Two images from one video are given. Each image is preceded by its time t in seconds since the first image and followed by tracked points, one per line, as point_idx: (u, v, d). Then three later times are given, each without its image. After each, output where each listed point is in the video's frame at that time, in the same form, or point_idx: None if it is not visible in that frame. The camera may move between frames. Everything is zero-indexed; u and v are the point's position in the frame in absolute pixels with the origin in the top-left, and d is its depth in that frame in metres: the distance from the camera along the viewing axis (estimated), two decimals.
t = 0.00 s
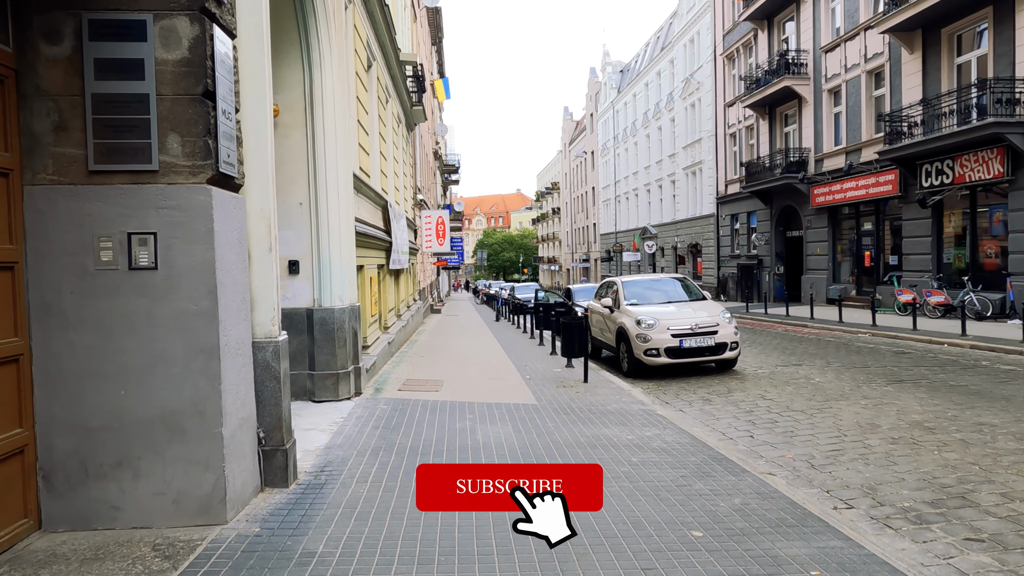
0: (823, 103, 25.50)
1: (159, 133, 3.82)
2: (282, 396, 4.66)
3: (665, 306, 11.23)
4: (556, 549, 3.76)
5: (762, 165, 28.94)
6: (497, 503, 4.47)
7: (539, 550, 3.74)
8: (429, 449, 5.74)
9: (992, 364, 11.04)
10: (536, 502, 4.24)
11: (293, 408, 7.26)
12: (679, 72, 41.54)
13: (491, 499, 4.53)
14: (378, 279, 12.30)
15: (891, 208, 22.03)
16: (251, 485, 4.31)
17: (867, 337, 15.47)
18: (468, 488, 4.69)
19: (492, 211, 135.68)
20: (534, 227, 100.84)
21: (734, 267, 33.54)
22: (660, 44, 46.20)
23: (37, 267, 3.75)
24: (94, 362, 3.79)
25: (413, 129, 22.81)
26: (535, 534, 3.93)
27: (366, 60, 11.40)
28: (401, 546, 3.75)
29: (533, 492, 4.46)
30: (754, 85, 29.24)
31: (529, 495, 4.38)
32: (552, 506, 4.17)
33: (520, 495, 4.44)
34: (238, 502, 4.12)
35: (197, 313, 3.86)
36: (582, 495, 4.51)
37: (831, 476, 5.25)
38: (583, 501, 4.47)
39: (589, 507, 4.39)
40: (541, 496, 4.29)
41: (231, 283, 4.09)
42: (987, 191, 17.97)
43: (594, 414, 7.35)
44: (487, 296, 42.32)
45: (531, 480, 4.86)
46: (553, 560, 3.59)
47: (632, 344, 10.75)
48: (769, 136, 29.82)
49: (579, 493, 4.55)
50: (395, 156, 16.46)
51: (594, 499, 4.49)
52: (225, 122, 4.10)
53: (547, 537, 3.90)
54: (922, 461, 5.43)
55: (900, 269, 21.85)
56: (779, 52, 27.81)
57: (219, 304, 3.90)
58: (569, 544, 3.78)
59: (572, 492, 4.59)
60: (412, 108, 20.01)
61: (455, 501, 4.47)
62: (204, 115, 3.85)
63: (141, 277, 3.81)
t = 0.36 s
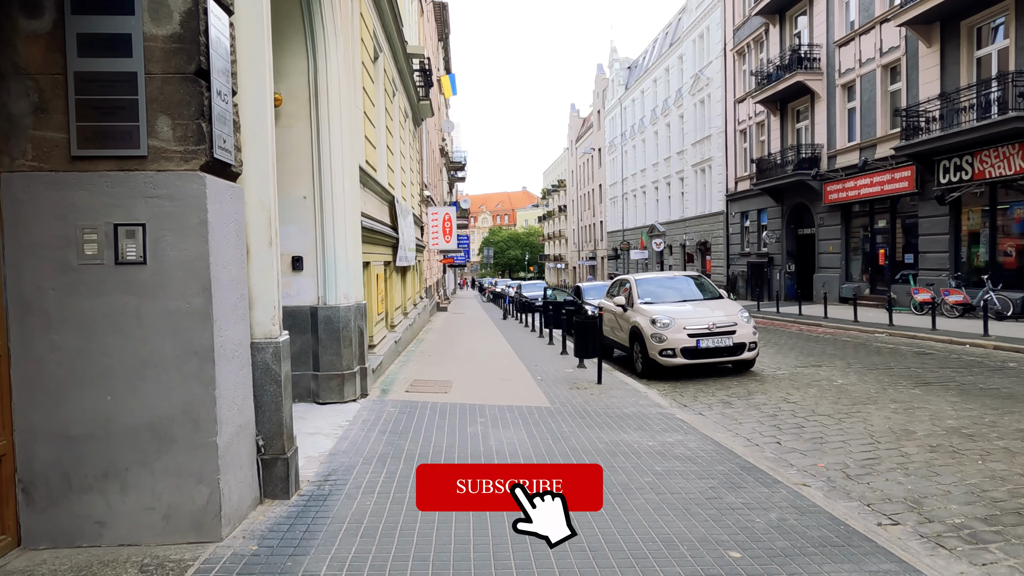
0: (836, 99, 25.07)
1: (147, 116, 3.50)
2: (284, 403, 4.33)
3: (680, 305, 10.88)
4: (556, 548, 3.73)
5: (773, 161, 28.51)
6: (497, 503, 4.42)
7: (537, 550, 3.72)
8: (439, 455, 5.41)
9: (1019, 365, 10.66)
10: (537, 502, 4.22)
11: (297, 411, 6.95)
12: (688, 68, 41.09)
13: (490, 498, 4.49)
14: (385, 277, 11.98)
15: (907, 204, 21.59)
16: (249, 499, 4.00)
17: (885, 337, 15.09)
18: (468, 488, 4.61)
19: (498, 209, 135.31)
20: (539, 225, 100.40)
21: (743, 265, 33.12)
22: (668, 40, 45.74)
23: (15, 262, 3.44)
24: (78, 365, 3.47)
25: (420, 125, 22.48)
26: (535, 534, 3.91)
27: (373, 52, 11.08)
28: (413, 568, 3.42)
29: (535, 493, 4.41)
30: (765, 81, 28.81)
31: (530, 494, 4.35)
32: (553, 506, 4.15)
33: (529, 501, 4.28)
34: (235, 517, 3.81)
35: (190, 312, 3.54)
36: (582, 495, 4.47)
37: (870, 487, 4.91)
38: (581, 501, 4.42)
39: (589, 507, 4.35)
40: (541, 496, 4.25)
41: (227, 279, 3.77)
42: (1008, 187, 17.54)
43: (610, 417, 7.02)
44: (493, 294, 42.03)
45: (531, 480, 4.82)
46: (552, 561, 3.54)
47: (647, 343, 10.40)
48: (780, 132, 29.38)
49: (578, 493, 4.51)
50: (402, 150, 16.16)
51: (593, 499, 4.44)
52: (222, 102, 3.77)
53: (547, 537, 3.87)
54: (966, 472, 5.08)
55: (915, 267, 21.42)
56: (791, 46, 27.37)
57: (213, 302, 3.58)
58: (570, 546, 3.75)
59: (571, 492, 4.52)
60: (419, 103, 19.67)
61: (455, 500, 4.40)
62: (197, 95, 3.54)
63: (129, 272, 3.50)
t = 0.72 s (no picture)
0: (851, 93, 24.60)
1: (137, 95, 3.19)
2: (289, 411, 4.01)
3: (698, 303, 10.51)
4: (557, 548, 3.69)
5: (786, 157, 28.05)
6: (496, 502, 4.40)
7: (536, 549, 3.68)
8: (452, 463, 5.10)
9: None
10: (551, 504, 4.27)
11: (303, 414, 6.64)
12: (699, 63, 40.60)
13: (486, 497, 4.47)
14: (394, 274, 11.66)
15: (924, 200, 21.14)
16: (250, 513, 3.69)
17: (905, 336, 14.69)
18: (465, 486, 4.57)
19: (505, 206, 134.88)
20: (546, 223, 99.94)
21: (755, 263, 32.69)
22: (678, 35, 45.23)
23: None
24: (62, 370, 3.15)
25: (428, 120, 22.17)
26: (535, 534, 3.87)
27: (381, 42, 10.76)
28: None
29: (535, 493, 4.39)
30: (778, 75, 28.33)
31: (530, 495, 4.35)
32: (553, 506, 4.14)
33: (530, 501, 4.26)
34: (236, 533, 3.50)
35: (185, 312, 3.22)
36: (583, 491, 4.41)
37: (918, 500, 4.55)
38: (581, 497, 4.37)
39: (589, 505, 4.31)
40: (542, 496, 4.25)
41: (226, 275, 3.45)
42: None
43: (632, 421, 6.69)
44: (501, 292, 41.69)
45: (530, 478, 4.77)
46: (553, 559, 3.54)
47: (664, 343, 10.04)
48: (793, 128, 28.91)
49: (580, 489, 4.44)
50: (410, 145, 15.82)
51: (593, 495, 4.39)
52: (220, 82, 3.45)
53: (547, 537, 3.83)
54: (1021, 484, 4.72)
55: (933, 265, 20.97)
56: (805, 40, 26.89)
57: (210, 300, 3.25)
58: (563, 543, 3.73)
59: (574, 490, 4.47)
60: (427, 97, 19.33)
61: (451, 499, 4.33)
62: (192, 73, 3.22)
63: (117, 268, 3.18)
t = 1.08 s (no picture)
0: (859, 87, 24.22)
1: (103, 67, 2.86)
2: (276, 419, 3.68)
3: (707, 300, 10.18)
4: (557, 549, 3.58)
5: (791, 153, 27.69)
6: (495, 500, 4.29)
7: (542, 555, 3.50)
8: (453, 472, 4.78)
9: None
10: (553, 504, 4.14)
11: (297, 417, 6.32)
12: (702, 59, 40.18)
13: (486, 498, 4.31)
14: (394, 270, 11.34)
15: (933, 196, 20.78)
16: (231, 532, 3.35)
17: (917, 334, 14.34)
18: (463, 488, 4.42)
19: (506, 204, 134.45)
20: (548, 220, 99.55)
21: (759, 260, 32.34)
22: (681, 30, 44.81)
23: None
24: (19, 373, 2.82)
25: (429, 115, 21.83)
26: (535, 534, 3.75)
27: (380, 31, 10.44)
28: None
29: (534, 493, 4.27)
30: (783, 69, 27.95)
31: (529, 494, 4.23)
32: (553, 506, 4.02)
33: (530, 501, 4.14)
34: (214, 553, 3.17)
35: (157, 309, 2.89)
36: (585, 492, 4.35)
37: (956, 512, 4.22)
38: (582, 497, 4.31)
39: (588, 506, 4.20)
40: (542, 496, 4.12)
41: (204, 269, 3.12)
42: None
43: (643, 425, 6.35)
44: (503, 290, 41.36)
45: (531, 480, 4.64)
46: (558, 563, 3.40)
47: (673, 342, 9.71)
48: (799, 122, 28.54)
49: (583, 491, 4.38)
50: (411, 139, 15.48)
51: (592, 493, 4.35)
52: (197, 55, 3.12)
53: (548, 538, 3.72)
54: None
55: (943, 261, 20.62)
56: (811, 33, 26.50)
57: (184, 296, 2.92)
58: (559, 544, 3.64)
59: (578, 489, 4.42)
60: (428, 91, 18.98)
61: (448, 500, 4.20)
62: (164, 43, 2.89)
63: (81, 260, 2.85)
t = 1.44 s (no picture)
0: (862, 81, 23.85)
1: (43, 41, 2.50)
2: (250, 437, 3.32)
3: (712, 299, 9.84)
4: (692, 550, 3.58)
5: (793, 148, 27.34)
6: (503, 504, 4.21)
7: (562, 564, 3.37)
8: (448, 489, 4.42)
9: None
10: (669, 502, 3.99)
11: (283, 425, 5.96)
12: (702, 53, 39.75)
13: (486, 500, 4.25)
14: (388, 269, 10.96)
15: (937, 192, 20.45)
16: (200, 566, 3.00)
17: (924, 333, 14.03)
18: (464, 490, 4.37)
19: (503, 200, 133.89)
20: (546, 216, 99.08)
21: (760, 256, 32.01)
22: (680, 24, 44.37)
23: None
24: None
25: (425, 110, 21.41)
26: (668, 534, 3.75)
27: (373, 21, 10.04)
28: None
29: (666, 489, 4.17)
30: (785, 63, 27.57)
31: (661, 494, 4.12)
32: (687, 506, 3.91)
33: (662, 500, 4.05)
34: None
35: (107, 318, 2.53)
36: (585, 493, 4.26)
37: (994, 534, 3.88)
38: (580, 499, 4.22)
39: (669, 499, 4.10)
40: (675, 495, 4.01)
41: (163, 272, 2.76)
42: None
43: (650, 433, 6.00)
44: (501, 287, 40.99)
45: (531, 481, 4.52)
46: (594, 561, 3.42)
47: (678, 342, 9.37)
48: (800, 117, 28.18)
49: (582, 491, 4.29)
50: (406, 134, 15.08)
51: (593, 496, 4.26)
52: (155, 29, 2.76)
53: (681, 537, 3.71)
54: None
55: (947, 258, 20.31)
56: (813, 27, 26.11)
57: (139, 304, 2.56)
58: (680, 556, 3.51)
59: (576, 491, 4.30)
60: (424, 84, 18.55)
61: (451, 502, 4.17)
62: (113, 13, 2.53)
63: (19, 263, 2.49)
